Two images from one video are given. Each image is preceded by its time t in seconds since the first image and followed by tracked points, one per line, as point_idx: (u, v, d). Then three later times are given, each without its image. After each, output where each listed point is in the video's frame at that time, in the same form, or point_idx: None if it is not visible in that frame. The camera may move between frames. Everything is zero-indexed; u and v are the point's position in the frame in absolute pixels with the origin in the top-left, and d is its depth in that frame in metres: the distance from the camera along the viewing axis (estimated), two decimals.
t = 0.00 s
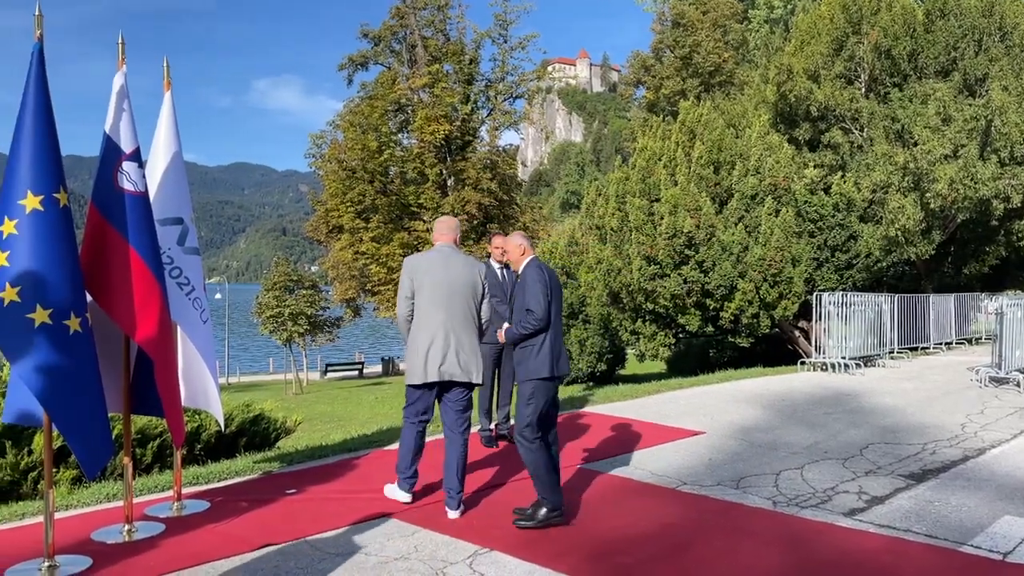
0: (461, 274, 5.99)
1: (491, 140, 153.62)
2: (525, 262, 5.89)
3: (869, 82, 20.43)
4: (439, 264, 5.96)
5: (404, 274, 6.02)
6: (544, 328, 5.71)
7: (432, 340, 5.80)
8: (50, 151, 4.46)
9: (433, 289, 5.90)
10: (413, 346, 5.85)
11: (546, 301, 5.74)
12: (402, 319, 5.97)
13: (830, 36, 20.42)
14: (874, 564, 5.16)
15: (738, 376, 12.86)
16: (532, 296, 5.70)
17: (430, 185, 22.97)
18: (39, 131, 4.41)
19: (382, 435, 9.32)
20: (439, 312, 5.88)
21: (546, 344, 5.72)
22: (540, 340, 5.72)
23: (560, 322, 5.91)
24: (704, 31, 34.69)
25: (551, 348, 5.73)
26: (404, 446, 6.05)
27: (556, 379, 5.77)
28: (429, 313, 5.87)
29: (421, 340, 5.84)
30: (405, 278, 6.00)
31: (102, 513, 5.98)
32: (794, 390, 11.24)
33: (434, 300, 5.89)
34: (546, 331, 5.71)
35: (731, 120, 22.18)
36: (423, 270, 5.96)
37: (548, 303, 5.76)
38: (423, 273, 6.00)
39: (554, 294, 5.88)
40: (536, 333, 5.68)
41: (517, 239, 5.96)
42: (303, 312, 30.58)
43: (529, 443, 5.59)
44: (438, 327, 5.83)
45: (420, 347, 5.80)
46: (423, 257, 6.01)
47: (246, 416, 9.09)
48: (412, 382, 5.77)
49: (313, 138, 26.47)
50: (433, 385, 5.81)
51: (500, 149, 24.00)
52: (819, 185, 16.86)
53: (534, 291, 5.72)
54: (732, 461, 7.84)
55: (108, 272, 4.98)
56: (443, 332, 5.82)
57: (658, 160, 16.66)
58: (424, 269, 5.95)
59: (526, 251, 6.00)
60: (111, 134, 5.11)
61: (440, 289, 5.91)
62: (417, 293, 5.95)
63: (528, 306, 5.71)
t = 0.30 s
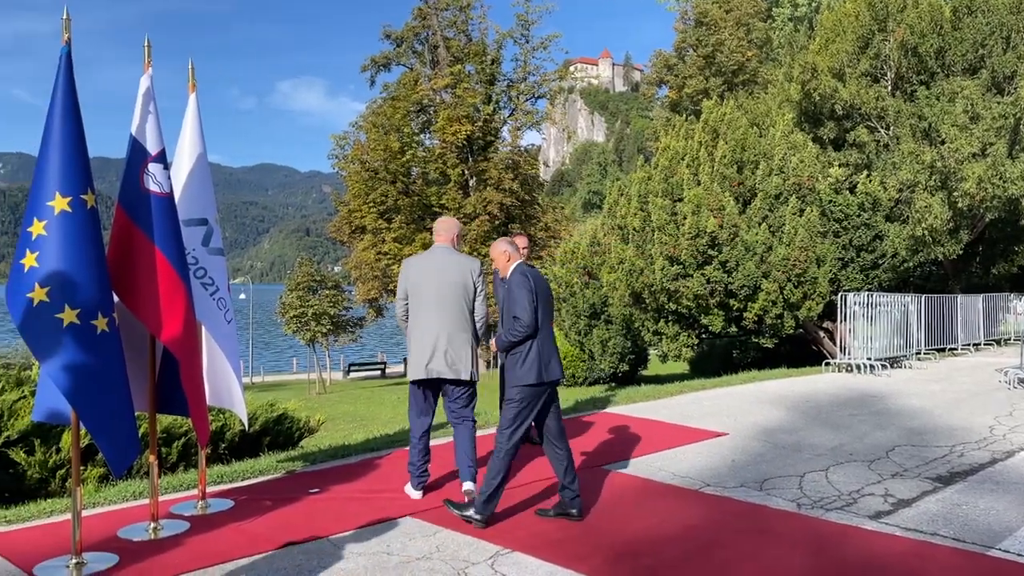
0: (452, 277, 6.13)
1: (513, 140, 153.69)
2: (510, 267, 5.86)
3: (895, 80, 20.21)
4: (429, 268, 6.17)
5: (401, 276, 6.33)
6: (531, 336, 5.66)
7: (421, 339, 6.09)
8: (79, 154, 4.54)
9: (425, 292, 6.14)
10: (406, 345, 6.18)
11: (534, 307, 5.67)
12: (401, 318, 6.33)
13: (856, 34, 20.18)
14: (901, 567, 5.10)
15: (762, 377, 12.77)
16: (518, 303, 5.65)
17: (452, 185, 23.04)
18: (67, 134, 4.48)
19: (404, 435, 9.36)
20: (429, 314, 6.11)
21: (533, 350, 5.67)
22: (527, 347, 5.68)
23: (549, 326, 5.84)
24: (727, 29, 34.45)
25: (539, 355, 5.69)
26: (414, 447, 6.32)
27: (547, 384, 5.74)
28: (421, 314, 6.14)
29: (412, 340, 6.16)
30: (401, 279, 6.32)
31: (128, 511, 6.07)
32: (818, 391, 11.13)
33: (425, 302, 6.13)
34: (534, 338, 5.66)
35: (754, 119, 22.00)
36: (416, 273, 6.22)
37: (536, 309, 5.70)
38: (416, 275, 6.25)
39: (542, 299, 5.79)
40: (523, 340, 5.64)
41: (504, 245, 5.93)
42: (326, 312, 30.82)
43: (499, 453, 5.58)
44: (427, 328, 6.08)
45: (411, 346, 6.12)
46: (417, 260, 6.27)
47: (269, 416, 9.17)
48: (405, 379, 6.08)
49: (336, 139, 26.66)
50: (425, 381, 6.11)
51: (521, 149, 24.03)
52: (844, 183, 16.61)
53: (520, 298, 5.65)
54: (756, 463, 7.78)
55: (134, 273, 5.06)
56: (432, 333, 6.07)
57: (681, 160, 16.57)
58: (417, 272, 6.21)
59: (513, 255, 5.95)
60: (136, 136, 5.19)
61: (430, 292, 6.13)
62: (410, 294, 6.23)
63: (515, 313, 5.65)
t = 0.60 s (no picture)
0: (454, 277, 6.37)
1: (532, 141, 153.69)
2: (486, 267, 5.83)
3: (917, 78, 20.02)
4: (435, 268, 6.43)
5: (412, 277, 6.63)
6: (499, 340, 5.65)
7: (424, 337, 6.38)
8: (101, 156, 4.61)
9: (431, 291, 6.41)
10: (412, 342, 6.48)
11: (502, 311, 5.63)
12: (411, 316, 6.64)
13: (878, 32, 20.01)
14: (923, 570, 5.05)
15: (782, 378, 12.68)
16: (487, 306, 5.64)
17: (471, 186, 23.11)
18: (89, 137, 4.56)
19: (422, 434, 9.41)
20: (432, 312, 6.38)
21: (504, 354, 5.66)
22: (499, 350, 5.67)
23: (523, 325, 5.79)
24: (747, 28, 34.26)
25: (509, 357, 5.66)
26: (431, 443, 6.38)
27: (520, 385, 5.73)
28: (426, 312, 6.43)
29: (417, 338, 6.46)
30: (412, 279, 6.63)
31: (149, 509, 6.15)
32: (839, 392, 11.05)
33: (430, 301, 6.40)
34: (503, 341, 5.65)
35: (774, 118, 21.85)
36: (423, 273, 6.49)
37: (505, 311, 5.67)
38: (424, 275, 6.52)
39: (513, 298, 5.73)
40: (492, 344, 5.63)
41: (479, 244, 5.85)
42: (346, 313, 31.01)
43: (490, 452, 5.63)
44: (430, 326, 6.36)
45: (417, 343, 6.42)
46: (426, 260, 6.53)
47: (289, 415, 9.25)
48: (408, 371, 6.42)
49: (355, 140, 26.82)
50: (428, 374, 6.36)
51: (540, 150, 24.05)
52: (866, 183, 16.43)
53: (488, 301, 5.63)
54: (775, 464, 7.73)
55: (156, 275, 5.13)
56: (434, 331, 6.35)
57: (701, 160, 16.50)
58: (424, 273, 6.48)
59: (490, 254, 5.83)
60: (158, 138, 5.26)
61: (434, 290, 6.39)
62: (417, 294, 6.52)
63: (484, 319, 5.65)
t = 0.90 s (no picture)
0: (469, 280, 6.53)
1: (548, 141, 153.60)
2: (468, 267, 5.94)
3: (936, 76, 19.86)
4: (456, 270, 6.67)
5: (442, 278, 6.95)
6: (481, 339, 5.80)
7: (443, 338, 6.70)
8: (118, 157, 4.66)
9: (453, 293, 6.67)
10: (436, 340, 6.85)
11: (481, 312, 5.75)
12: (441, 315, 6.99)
13: (896, 30, 19.86)
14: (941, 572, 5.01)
15: (799, 379, 12.60)
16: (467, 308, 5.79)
17: (486, 186, 23.15)
18: (108, 138, 4.61)
19: (437, 435, 9.44)
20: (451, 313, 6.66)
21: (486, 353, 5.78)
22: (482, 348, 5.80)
23: (503, 321, 5.88)
24: (764, 27, 34.07)
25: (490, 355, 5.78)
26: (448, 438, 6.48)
27: (504, 383, 5.79)
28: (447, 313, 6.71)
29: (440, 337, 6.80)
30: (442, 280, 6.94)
31: (166, 508, 6.21)
32: (856, 394, 10.96)
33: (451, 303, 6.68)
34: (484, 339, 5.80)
35: (790, 117, 21.72)
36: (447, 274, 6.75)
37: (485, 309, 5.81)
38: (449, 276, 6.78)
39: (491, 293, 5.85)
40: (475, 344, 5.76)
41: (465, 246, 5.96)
42: (362, 313, 31.14)
43: (495, 450, 5.63)
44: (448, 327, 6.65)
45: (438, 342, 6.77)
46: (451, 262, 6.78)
47: (304, 415, 9.30)
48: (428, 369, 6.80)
49: (371, 141, 26.95)
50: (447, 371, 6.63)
51: (555, 150, 24.05)
52: (884, 182, 16.28)
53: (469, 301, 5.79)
54: (792, 466, 7.68)
55: (174, 275, 5.19)
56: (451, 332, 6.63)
57: (717, 160, 16.45)
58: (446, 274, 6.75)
59: (472, 255, 5.95)
60: (175, 139, 5.31)
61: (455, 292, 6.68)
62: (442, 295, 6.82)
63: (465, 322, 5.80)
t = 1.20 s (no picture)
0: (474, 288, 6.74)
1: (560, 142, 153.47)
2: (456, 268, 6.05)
3: (952, 75, 19.73)
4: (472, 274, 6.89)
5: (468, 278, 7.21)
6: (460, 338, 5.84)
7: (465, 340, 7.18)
8: (133, 158, 4.70)
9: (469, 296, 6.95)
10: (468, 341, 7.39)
11: (463, 311, 5.83)
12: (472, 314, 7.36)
13: (911, 29, 19.75)
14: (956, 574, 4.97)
15: (814, 380, 12.53)
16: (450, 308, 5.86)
17: (499, 187, 23.20)
18: (123, 140, 4.65)
19: (449, 435, 9.47)
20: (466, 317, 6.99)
21: (465, 352, 5.82)
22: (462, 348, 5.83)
23: (483, 319, 5.89)
24: (777, 27, 33.93)
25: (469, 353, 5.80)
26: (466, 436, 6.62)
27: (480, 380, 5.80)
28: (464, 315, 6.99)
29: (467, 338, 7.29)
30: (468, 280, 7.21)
31: (180, 507, 6.26)
32: (871, 395, 10.90)
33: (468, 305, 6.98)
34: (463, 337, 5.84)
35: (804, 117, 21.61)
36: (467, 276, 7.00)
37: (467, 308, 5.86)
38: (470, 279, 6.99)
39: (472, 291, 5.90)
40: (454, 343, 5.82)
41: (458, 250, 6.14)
42: (375, 313, 31.24)
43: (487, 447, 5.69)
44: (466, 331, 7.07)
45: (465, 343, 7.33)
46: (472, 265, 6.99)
47: (318, 415, 9.35)
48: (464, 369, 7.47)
49: (384, 142, 27.06)
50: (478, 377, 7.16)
51: (568, 150, 24.07)
52: (899, 182, 16.15)
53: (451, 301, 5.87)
54: (806, 467, 7.65)
55: (188, 275, 5.24)
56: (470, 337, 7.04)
57: (730, 160, 16.41)
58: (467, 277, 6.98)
59: (462, 257, 6.09)
60: (189, 140, 5.36)
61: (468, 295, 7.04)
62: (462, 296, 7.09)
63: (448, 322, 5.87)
